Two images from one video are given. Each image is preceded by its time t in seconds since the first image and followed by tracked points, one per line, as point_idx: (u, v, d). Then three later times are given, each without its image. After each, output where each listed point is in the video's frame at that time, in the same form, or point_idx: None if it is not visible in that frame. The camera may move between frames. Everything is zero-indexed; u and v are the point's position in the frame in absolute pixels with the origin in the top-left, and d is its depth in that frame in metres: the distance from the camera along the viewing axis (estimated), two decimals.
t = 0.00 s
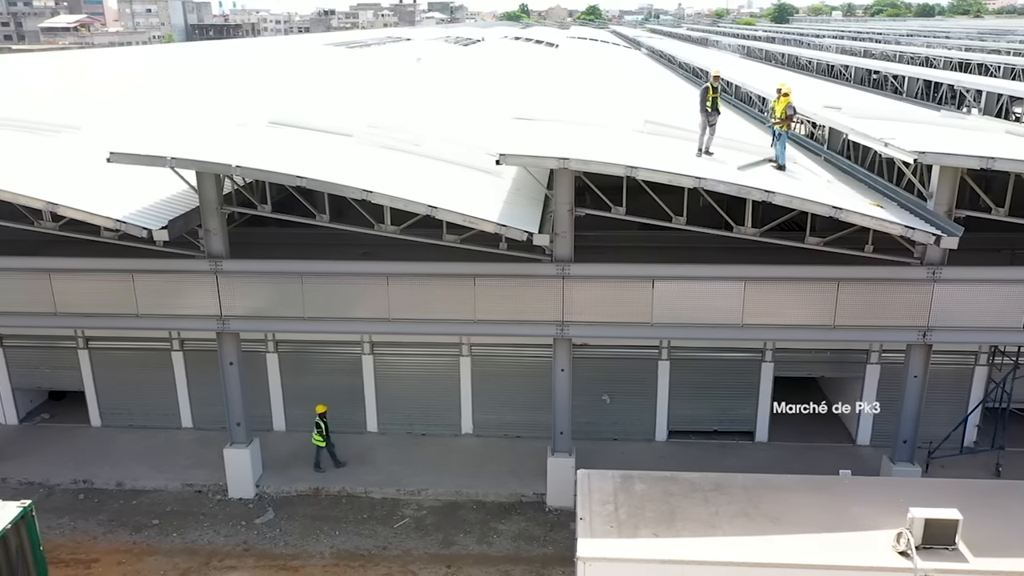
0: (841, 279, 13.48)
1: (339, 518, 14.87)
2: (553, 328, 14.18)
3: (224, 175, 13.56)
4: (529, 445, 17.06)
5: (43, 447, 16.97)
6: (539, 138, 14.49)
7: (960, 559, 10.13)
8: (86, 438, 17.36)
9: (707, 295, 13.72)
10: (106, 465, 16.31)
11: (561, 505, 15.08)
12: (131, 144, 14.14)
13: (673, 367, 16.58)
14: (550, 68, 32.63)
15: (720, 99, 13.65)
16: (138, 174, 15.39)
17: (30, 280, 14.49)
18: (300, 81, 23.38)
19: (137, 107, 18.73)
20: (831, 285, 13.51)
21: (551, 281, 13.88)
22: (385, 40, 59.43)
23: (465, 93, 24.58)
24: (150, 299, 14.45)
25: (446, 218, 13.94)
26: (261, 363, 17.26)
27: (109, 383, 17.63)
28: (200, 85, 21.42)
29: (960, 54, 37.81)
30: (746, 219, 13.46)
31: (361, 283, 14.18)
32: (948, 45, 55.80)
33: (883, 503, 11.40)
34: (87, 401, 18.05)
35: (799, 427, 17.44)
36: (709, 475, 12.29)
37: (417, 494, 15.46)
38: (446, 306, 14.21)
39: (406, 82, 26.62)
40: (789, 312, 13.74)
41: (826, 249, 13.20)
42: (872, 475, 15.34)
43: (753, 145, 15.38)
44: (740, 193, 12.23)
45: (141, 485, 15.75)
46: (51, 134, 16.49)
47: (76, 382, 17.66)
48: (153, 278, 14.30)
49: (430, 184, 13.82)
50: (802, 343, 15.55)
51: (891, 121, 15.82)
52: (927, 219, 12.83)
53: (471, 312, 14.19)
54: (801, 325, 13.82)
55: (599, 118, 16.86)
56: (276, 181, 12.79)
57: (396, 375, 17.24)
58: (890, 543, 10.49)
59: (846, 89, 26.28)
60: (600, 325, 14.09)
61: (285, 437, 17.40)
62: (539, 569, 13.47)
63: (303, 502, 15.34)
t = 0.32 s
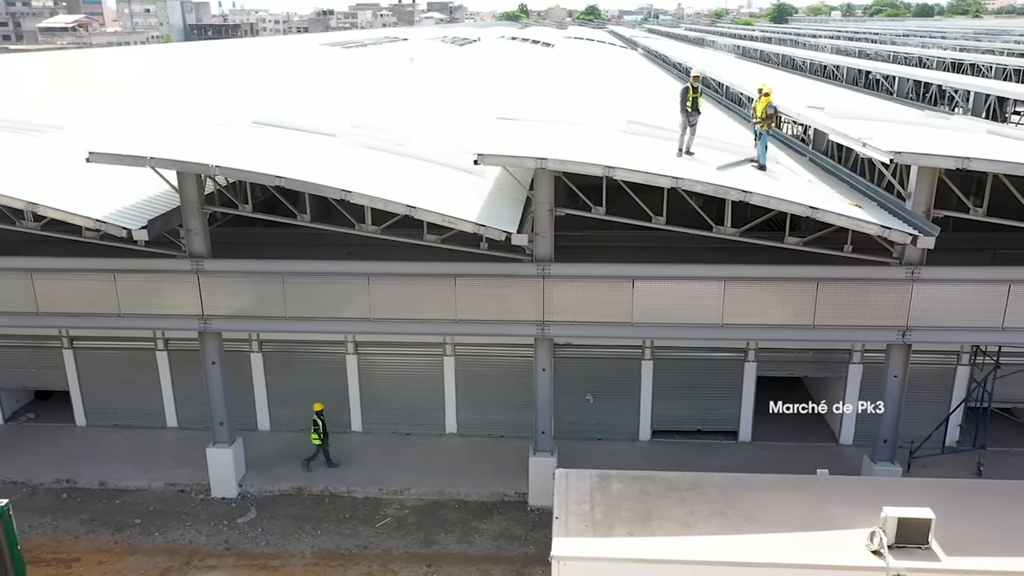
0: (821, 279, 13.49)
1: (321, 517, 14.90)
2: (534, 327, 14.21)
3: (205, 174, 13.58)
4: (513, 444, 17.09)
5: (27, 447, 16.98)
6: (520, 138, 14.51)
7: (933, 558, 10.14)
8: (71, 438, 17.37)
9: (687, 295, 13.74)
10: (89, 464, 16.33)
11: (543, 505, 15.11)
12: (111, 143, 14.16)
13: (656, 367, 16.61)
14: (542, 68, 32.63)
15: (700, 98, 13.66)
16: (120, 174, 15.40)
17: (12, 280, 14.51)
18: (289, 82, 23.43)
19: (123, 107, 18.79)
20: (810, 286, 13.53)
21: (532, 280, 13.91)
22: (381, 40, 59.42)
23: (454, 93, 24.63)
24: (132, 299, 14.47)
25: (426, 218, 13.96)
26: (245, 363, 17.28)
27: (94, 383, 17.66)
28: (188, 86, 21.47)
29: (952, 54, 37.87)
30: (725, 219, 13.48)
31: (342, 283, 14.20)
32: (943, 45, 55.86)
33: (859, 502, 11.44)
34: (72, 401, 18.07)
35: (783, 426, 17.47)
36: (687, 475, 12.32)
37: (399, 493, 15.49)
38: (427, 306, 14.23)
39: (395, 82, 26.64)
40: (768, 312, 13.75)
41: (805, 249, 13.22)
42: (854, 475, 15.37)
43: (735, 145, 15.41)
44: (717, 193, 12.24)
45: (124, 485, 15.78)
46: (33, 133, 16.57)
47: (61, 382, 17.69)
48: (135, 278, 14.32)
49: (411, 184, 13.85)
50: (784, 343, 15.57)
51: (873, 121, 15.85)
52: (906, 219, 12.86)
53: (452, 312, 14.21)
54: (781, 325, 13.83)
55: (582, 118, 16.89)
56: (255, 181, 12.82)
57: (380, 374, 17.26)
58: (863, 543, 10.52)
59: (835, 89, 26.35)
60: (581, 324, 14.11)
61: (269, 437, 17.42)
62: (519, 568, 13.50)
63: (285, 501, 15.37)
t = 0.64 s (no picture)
0: (801, 278, 13.51)
1: (305, 517, 14.92)
2: (515, 327, 14.23)
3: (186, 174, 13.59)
4: (498, 443, 17.11)
5: (11, 446, 17.01)
6: (502, 138, 14.52)
7: (907, 557, 10.16)
8: (56, 437, 17.39)
9: (668, 295, 13.75)
10: (73, 463, 16.35)
11: (526, 504, 15.15)
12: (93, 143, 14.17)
13: (640, 367, 16.64)
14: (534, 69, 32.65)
15: (681, 99, 13.61)
16: (104, 173, 15.42)
17: None
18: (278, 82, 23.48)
19: (110, 107, 18.83)
20: (790, 285, 13.55)
21: (513, 280, 13.94)
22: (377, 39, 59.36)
23: (444, 93, 24.68)
24: (114, 299, 14.50)
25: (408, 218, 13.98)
26: (230, 362, 17.31)
27: (79, 382, 17.68)
28: (176, 86, 21.51)
29: (946, 54, 37.92)
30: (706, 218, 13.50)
31: (324, 282, 14.21)
32: (939, 45, 55.88)
33: (835, 501, 11.47)
34: (58, 401, 18.09)
35: (767, 426, 17.49)
36: (665, 474, 12.35)
37: (383, 493, 15.51)
38: (409, 305, 14.25)
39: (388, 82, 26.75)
40: (748, 312, 13.78)
41: (785, 249, 13.24)
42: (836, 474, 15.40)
43: (717, 145, 15.42)
44: (696, 193, 12.26)
45: (108, 484, 15.80)
46: (19, 133, 16.59)
47: (46, 382, 17.72)
48: (117, 277, 14.34)
49: (392, 183, 13.86)
50: (767, 343, 15.60)
51: (856, 121, 15.87)
52: (885, 219, 12.88)
53: (434, 311, 14.23)
54: (762, 325, 13.86)
55: (567, 118, 16.93)
56: (235, 180, 12.84)
57: (365, 373, 17.27)
58: (838, 541, 10.55)
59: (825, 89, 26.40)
60: (562, 323, 14.14)
61: (254, 437, 17.45)
62: (500, 566, 13.52)
63: (269, 501, 15.39)
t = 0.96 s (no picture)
0: (781, 278, 13.51)
1: (287, 516, 14.93)
2: (497, 326, 14.24)
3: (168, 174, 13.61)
4: (483, 443, 17.14)
5: None
6: (484, 138, 14.53)
7: (881, 556, 10.17)
8: (41, 437, 17.41)
9: (649, 295, 13.77)
10: (57, 463, 16.37)
11: (508, 503, 15.17)
12: (75, 143, 14.20)
13: (624, 367, 16.66)
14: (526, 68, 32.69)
15: (661, 99, 13.62)
16: (87, 173, 15.43)
17: None
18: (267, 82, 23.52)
19: (96, 106, 18.86)
20: (771, 285, 13.57)
21: (494, 280, 13.95)
22: (374, 39, 59.17)
23: (433, 92, 24.72)
24: (96, 299, 14.51)
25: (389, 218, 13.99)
26: (215, 362, 17.33)
27: (64, 382, 17.69)
28: (164, 86, 21.54)
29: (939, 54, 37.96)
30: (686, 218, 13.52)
31: (306, 282, 14.22)
32: (934, 45, 55.92)
33: (812, 500, 11.50)
34: (44, 400, 18.11)
35: (751, 426, 17.51)
36: (644, 474, 12.38)
37: (366, 492, 15.53)
38: (390, 306, 14.26)
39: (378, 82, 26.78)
40: (728, 312, 13.79)
41: (765, 249, 13.24)
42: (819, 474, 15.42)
43: (700, 145, 15.42)
44: (675, 193, 12.27)
45: (92, 483, 15.82)
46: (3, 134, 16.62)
47: (31, 381, 17.74)
48: (99, 277, 14.36)
49: (373, 183, 13.89)
50: (749, 343, 15.63)
51: (838, 121, 15.88)
52: (864, 219, 12.89)
53: (416, 311, 14.24)
54: (742, 324, 13.87)
55: (551, 118, 16.95)
56: (215, 180, 12.85)
57: (350, 373, 17.28)
58: (812, 541, 10.57)
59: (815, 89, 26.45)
60: (543, 323, 14.15)
61: (238, 436, 17.47)
62: (480, 566, 13.55)
63: (252, 500, 15.41)
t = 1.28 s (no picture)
0: (761, 277, 13.51)
1: (269, 515, 14.95)
2: (477, 325, 14.26)
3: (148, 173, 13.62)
4: (466, 442, 17.16)
5: None
6: (465, 138, 14.54)
7: (853, 554, 10.18)
8: (26, 437, 17.43)
9: (629, 294, 13.78)
10: (41, 462, 16.39)
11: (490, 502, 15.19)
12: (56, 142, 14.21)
13: (607, 366, 16.68)
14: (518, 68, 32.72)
15: (640, 99, 13.61)
16: (69, 173, 15.45)
17: None
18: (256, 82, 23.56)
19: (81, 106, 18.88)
20: (750, 284, 13.57)
21: (474, 279, 13.97)
22: (369, 39, 59.23)
23: (422, 91, 24.77)
24: (78, 298, 14.53)
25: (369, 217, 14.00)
26: (199, 361, 17.35)
27: (48, 381, 17.70)
28: (152, 85, 21.57)
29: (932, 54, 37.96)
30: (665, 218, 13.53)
31: (287, 281, 14.23)
32: (929, 45, 55.92)
33: (787, 500, 11.52)
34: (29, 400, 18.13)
35: (735, 425, 17.53)
36: (621, 473, 12.40)
37: (348, 491, 15.54)
38: (371, 305, 14.27)
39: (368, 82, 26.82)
40: (708, 311, 13.81)
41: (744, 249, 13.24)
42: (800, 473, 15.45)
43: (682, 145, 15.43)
44: (652, 192, 12.28)
45: (75, 482, 15.83)
46: None
47: (16, 381, 17.76)
48: (80, 276, 14.37)
49: (353, 182, 13.90)
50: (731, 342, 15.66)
51: (820, 121, 15.89)
52: (843, 218, 12.91)
53: (396, 310, 14.25)
54: (722, 324, 13.88)
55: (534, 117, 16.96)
56: (194, 180, 12.86)
57: (334, 372, 17.30)
58: (786, 540, 10.59)
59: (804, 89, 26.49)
60: (524, 323, 14.17)
61: (223, 436, 17.49)
62: (460, 564, 13.57)
63: (234, 499, 15.42)
